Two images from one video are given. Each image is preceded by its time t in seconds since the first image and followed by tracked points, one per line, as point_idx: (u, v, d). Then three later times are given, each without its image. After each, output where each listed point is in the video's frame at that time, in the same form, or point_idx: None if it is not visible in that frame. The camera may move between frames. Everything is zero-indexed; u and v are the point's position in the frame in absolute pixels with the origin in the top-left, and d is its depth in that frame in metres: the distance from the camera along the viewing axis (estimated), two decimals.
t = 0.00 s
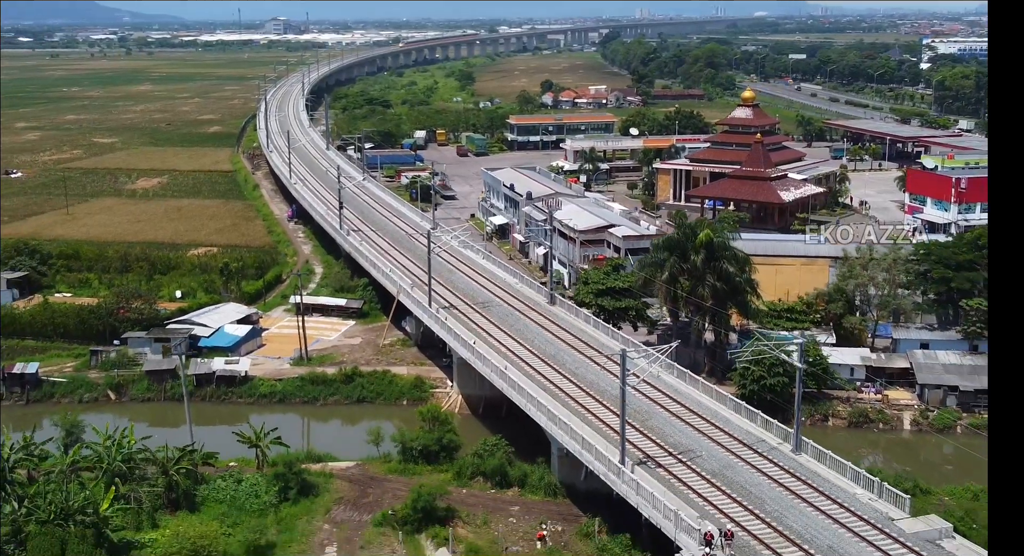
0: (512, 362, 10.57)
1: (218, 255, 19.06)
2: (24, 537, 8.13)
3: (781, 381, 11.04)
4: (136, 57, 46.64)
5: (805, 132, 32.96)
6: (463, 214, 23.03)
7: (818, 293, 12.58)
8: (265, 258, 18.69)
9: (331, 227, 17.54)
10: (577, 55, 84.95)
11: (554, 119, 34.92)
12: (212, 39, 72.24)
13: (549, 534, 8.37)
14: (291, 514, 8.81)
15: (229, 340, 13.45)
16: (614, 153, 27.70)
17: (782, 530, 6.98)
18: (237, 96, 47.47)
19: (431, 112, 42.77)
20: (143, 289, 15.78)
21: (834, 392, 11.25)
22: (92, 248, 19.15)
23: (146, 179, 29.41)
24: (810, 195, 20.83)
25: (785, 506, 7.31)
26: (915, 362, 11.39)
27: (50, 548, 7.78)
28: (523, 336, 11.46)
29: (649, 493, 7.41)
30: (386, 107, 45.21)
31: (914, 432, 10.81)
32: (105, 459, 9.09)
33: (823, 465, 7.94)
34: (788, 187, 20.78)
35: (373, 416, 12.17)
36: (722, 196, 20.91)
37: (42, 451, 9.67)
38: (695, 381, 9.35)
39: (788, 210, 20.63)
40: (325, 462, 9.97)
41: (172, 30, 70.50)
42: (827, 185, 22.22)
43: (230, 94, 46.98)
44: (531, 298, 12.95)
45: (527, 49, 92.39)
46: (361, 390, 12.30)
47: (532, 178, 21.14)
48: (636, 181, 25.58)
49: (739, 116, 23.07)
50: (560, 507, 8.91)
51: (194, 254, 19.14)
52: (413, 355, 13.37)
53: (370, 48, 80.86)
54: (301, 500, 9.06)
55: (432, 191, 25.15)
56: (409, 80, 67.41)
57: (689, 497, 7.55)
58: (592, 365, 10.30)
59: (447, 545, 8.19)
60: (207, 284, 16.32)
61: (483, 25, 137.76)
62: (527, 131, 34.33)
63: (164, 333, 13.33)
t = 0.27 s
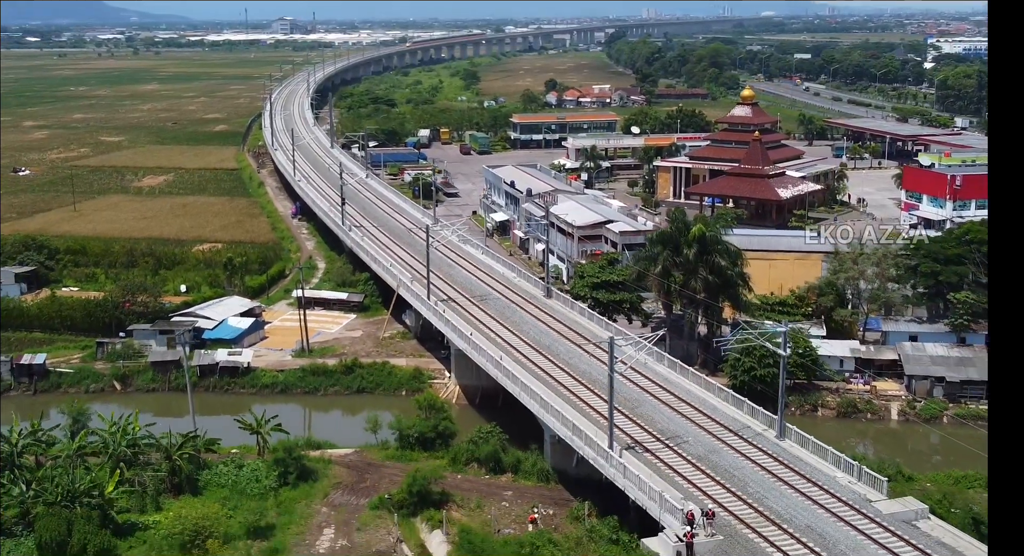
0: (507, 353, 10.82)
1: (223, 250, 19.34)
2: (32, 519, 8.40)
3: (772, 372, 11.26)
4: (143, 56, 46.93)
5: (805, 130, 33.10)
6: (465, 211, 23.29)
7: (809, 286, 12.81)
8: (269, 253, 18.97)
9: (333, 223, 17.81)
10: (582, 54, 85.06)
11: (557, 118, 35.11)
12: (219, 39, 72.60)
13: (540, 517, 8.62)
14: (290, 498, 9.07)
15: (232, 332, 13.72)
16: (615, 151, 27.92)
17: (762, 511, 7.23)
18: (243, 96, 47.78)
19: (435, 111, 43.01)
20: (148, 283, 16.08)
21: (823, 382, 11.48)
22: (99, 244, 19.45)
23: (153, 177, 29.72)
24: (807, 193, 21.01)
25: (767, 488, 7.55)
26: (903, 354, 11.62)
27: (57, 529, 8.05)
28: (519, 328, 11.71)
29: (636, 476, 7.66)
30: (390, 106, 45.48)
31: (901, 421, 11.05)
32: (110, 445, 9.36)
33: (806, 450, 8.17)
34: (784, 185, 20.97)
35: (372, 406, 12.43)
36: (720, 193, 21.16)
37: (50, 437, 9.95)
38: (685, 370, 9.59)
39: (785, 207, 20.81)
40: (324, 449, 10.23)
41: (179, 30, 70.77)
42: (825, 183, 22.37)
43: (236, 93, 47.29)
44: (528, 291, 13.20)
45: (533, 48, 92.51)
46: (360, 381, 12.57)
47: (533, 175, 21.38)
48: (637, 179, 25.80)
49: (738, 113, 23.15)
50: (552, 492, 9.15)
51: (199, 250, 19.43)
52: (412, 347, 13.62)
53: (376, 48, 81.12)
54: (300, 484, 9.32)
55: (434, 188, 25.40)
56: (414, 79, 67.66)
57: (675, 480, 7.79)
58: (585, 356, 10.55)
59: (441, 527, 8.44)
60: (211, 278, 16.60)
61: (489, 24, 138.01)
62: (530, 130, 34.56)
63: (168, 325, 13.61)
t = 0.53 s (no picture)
0: (502, 344, 11.05)
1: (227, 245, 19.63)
2: (40, 501, 8.69)
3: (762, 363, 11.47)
4: (150, 56, 47.23)
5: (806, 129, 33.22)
6: (466, 207, 23.54)
7: (801, 280, 13.20)
8: (272, 248, 19.24)
9: (335, 219, 18.06)
10: (587, 54, 85.11)
11: (559, 116, 35.31)
12: (226, 39, 72.98)
13: (532, 501, 8.86)
14: (289, 482, 9.33)
15: (236, 325, 14.01)
16: (616, 149, 28.15)
17: (744, 493, 7.47)
18: (249, 94, 48.07)
19: (438, 110, 43.24)
20: (153, 277, 16.34)
21: (811, 375, 11.73)
22: (105, 239, 19.75)
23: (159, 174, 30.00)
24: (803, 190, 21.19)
25: (749, 471, 7.80)
26: (892, 346, 11.86)
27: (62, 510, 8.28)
28: (514, 319, 11.95)
29: (622, 460, 7.90)
30: (395, 105, 45.73)
31: (889, 412, 11.26)
32: (115, 432, 9.62)
33: (789, 435, 8.41)
34: (781, 182, 21.12)
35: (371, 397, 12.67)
36: (718, 190, 21.35)
37: (56, 424, 10.23)
38: (674, 359, 9.82)
39: (781, 204, 20.99)
40: (323, 436, 10.50)
41: (186, 29, 71.08)
42: (823, 180, 22.55)
43: (242, 92, 47.59)
44: (526, 285, 13.43)
45: (539, 48, 92.64)
46: (360, 371, 12.83)
47: (533, 172, 21.60)
48: (637, 177, 26.03)
49: (738, 112, 23.21)
50: (544, 478, 9.39)
51: (204, 245, 19.72)
52: (411, 340, 13.88)
53: (382, 47, 81.41)
54: (299, 470, 9.58)
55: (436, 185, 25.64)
56: (419, 79, 67.87)
57: (661, 464, 8.03)
58: (578, 347, 10.77)
59: (436, 510, 8.69)
60: (215, 272, 16.89)
61: (495, 24, 138.27)
62: (532, 128, 34.79)
63: (172, 317, 13.90)
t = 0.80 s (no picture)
0: (497, 335, 11.30)
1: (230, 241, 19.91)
2: (47, 485, 8.95)
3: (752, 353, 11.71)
4: (157, 55, 47.56)
5: (807, 128, 33.41)
6: (467, 204, 23.80)
7: (792, 273, 13.40)
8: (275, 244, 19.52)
9: (336, 215, 18.33)
10: (591, 53, 85.24)
11: (561, 115, 35.54)
12: (232, 38, 73.29)
13: (524, 486, 9.11)
14: (288, 467, 9.60)
15: (238, 317, 14.29)
16: (616, 147, 28.38)
17: (727, 475, 7.71)
18: (254, 93, 48.35)
19: (441, 108, 43.50)
20: (157, 271, 16.61)
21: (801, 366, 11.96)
22: (110, 235, 20.03)
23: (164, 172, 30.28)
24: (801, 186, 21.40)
25: (733, 455, 8.04)
26: (880, 338, 12.12)
27: (68, 492, 8.53)
28: (510, 312, 12.19)
29: (610, 444, 8.15)
30: (398, 104, 45.96)
31: (877, 402, 11.52)
32: (120, 417, 9.88)
33: (773, 421, 8.66)
34: (778, 179, 21.33)
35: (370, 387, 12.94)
36: (717, 187, 21.59)
37: (63, 411, 10.50)
38: (664, 349, 10.06)
39: (778, 200, 21.18)
40: (323, 424, 10.76)
41: (192, 29, 71.40)
42: (820, 177, 22.76)
43: (247, 91, 47.87)
44: (522, 278, 13.67)
45: (543, 48, 92.86)
46: (360, 363, 13.10)
47: (533, 170, 21.85)
48: (636, 175, 26.25)
49: (735, 110, 23.64)
50: (537, 464, 9.64)
51: (207, 241, 20.00)
52: (410, 332, 14.14)
53: (386, 47, 81.65)
54: (298, 455, 9.86)
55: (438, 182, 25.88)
56: (424, 78, 68.09)
57: (647, 448, 8.28)
58: (571, 338, 11.01)
59: (430, 494, 8.95)
60: (218, 267, 17.16)
61: (499, 23, 138.36)
62: (534, 127, 35.00)
63: (176, 310, 14.17)
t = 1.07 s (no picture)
0: (493, 326, 11.56)
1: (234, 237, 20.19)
2: (54, 469, 9.21)
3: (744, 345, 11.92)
4: (164, 54, 47.74)
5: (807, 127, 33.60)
6: (468, 201, 24.04)
7: (784, 268, 13.65)
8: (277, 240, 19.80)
9: (338, 211, 18.60)
10: (595, 53, 85.38)
11: (563, 114, 35.76)
12: (237, 38, 73.60)
13: (517, 471, 9.36)
14: (289, 453, 9.88)
15: (241, 310, 14.55)
16: (617, 145, 28.61)
17: (711, 458, 7.97)
18: (258, 92, 48.65)
19: (445, 107, 43.75)
20: (162, 266, 16.89)
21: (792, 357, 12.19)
22: (115, 231, 20.30)
23: (169, 171, 30.58)
24: (798, 183, 21.61)
25: (718, 440, 8.30)
26: (869, 330, 12.35)
27: (75, 475, 8.81)
28: (506, 304, 12.44)
29: (599, 429, 8.41)
30: (401, 102, 46.20)
31: (865, 393, 11.76)
32: (124, 405, 10.18)
33: (758, 408, 8.91)
34: (776, 176, 21.54)
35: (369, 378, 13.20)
36: (717, 184, 21.80)
37: (69, 400, 10.76)
38: (654, 339, 10.31)
39: (775, 197, 21.39)
40: (322, 413, 11.03)
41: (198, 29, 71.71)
42: (818, 175, 22.98)
43: (251, 90, 48.17)
44: (519, 272, 13.93)
45: (548, 48, 92.99)
46: (360, 354, 13.37)
47: (533, 167, 22.11)
48: (636, 172, 26.47)
49: (734, 108, 23.87)
50: (530, 451, 9.89)
51: (211, 237, 20.28)
52: (409, 325, 14.40)
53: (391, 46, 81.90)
54: (298, 442, 10.13)
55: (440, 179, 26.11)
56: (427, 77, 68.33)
57: (635, 433, 8.53)
58: (565, 329, 11.26)
59: (425, 479, 9.22)
60: (222, 262, 17.44)
61: (504, 23, 138.57)
62: (536, 125, 35.23)
63: (179, 303, 14.43)
